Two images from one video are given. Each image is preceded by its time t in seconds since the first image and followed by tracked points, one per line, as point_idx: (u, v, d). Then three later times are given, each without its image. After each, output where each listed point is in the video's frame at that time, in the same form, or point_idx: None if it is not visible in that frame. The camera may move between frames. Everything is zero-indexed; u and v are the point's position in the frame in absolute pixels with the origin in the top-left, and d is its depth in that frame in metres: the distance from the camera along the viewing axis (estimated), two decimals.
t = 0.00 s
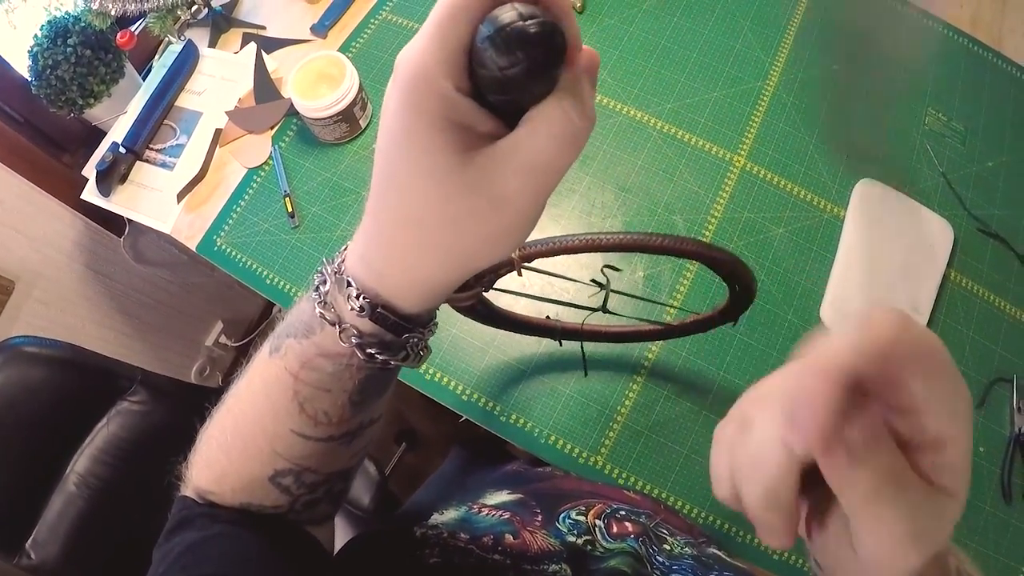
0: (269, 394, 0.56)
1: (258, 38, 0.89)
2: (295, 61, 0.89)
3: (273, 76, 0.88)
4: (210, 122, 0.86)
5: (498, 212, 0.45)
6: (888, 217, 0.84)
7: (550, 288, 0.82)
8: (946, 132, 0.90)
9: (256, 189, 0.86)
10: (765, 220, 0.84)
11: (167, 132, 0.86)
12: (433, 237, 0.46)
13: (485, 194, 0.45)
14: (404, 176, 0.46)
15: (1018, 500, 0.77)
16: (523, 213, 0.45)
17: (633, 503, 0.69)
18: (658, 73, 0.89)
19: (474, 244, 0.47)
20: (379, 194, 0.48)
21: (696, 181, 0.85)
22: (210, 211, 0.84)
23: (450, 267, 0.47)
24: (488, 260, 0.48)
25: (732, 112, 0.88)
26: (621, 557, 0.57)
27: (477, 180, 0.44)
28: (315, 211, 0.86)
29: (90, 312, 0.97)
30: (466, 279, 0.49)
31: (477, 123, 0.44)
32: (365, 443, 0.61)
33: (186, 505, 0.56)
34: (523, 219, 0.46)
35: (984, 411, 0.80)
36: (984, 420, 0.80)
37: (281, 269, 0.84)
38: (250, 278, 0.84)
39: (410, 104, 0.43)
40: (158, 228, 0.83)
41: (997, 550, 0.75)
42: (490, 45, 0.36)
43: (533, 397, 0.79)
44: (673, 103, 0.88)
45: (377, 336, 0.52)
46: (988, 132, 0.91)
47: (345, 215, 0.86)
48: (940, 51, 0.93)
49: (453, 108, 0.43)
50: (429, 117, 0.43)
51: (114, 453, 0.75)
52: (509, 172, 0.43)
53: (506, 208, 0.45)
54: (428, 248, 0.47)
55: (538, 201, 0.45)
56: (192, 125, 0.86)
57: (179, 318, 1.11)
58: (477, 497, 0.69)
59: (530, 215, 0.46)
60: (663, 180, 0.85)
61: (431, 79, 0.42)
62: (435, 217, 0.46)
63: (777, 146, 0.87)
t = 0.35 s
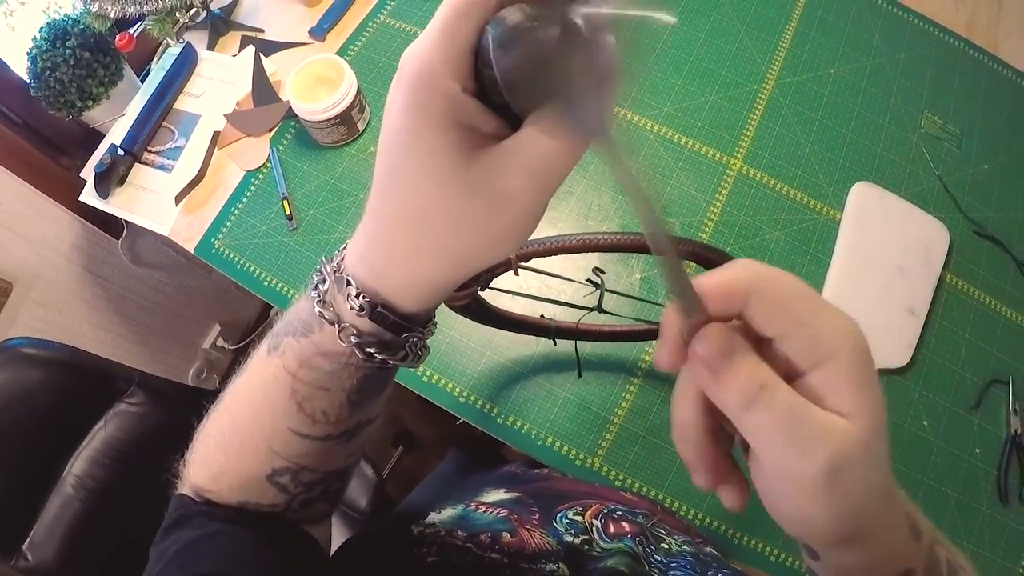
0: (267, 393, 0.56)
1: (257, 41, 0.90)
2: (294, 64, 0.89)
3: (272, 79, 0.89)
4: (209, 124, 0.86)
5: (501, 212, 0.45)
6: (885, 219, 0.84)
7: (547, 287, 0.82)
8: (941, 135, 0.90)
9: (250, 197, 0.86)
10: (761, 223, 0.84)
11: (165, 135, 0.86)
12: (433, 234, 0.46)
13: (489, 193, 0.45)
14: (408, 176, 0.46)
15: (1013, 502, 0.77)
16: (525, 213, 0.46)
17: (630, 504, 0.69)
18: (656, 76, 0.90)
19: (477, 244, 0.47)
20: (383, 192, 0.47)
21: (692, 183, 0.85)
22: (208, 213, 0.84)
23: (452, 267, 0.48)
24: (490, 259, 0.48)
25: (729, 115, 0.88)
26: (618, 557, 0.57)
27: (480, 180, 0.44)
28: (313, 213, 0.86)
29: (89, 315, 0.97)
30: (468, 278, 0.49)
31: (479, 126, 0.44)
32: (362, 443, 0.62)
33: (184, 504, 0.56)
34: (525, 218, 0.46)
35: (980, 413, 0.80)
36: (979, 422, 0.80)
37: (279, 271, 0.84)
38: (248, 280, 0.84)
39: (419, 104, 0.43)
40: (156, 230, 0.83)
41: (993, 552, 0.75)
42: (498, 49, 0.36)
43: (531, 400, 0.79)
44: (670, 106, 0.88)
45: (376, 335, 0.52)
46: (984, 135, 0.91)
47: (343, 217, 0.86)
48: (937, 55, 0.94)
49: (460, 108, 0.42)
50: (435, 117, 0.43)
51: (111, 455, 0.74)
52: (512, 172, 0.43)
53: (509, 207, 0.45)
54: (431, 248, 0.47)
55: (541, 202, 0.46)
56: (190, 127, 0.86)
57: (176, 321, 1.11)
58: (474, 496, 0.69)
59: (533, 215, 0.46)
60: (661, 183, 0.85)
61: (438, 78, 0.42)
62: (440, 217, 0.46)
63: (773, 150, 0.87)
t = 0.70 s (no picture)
0: (264, 400, 0.56)
1: (254, 47, 0.90)
2: (291, 70, 0.90)
3: (269, 85, 0.89)
4: (206, 130, 0.86)
5: (493, 211, 0.44)
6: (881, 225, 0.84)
7: (550, 309, 0.81)
8: (937, 141, 0.91)
9: (248, 203, 0.86)
10: (757, 229, 0.84)
11: (162, 141, 0.86)
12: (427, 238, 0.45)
13: (480, 193, 0.44)
14: (399, 179, 0.45)
15: (1009, 507, 0.77)
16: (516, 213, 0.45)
17: (627, 509, 0.69)
18: (652, 83, 0.90)
19: (466, 246, 0.45)
20: (373, 197, 0.47)
21: (689, 189, 0.86)
22: (205, 220, 0.85)
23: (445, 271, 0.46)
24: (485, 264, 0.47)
25: (724, 122, 0.89)
26: (615, 562, 0.57)
27: (472, 179, 0.43)
28: (310, 219, 0.86)
29: (86, 321, 0.97)
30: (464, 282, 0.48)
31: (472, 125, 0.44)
32: (359, 450, 0.62)
33: (181, 509, 0.56)
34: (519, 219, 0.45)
35: (976, 419, 0.80)
36: (976, 428, 0.80)
37: (277, 277, 0.84)
38: (246, 286, 0.84)
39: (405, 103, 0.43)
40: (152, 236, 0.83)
41: (991, 557, 0.75)
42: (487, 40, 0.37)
43: (528, 406, 0.79)
44: (666, 112, 0.89)
45: (371, 341, 0.52)
46: (980, 141, 0.91)
47: (339, 223, 0.86)
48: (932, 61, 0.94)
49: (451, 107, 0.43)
50: (430, 118, 0.42)
51: (108, 461, 0.74)
52: (503, 168, 0.43)
53: (501, 207, 0.44)
54: (422, 250, 0.45)
55: (536, 203, 0.45)
56: (188, 133, 0.86)
57: (173, 327, 1.11)
58: (471, 501, 0.69)
59: (526, 216, 0.46)
60: (657, 189, 0.86)
61: (432, 76, 0.42)
62: (429, 219, 0.45)
63: (769, 156, 0.87)
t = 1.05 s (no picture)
0: (258, 409, 0.56)
1: (251, 51, 0.90)
2: (288, 74, 0.90)
3: (266, 89, 0.89)
4: (204, 133, 0.86)
5: (481, 218, 0.43)
6: (879, 229, 0.84)
7: (569, 347, 0.81)
8: (934, 144, 0.91)
9: (244, 207, 0.86)
10: (756, 232, 0.84)
11: (159, 144, 0.86)
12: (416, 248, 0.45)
13: (466, 198, 0.43)
14: (390, 187, 0.44)
15: (1007, 510, 0.77)
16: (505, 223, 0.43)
17: (624, 512, 0.69)
18: (649, 86, 0.90)
19: (454, 255, 0.45)
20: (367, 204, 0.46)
21: (687, 193, 0.86)
22: (202, 223, 0.84)
23: (433, 282, 0.46)
24: (475, 276, 0.46)
25: (721, 125, 0.89)
26: (614, 565, 0.57)
27: (458, 185, 0.42)
28: (306, 223, 0.86)
29: (83, 324, 0.97)
30: (456, 296, 0.47)
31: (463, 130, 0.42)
32: (356, 461, 0.61)
33: (179, 513, 0.56)
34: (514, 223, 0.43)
35: (974, 422, 0.80)
36: (974, 431, 0.80)
37: (274, 282, 0.84)
38: (243, 290, 0.84)
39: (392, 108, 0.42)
40: (149, 239, 0.83)
41: (990, 561, 0.75)
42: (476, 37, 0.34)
43: (526, 411, 0.79)
44: (664, 116, 0.89)
45: (360, 356, 0.52)
46: (977, 144, 0.92)
47: (336, 228, 0.86)
48: (930, 64, 0.94)
49: (445, 112, 0.40)
50: (419, 126, 0.41)
51: (106, 465, 0.73)
52: (487, 170, 0.41)
53: (489, 214, 0.43)
54: (413, 260, 0.45)
55: (526, 209, 0.43)
56: (185, 136, 0.86)
57: (170, 330, 1.11)
58: (469, 505, 0.69)
59: (520, 221, 0.44)
60: (654, 193, 0.86)
61: (420, 80, 0.39)
62: (416, 228, 0.44)
63: (766, 159, 0.87)
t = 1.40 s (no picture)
0: (255, 415, 0.56)
1: (249, 53, 0.90)
2: (287, 76, 0.90)
3: (265, 91, 0.89)
4: (202, 136, 0.86)
5: (468, 227, 0.43)
6: (878, 228, 0.84)
7: (573, 357, 0.81)
8: (934, 146, 0.91)
9: (243, 209, 0.86)
10: (756, 234, 0.84)
11: (158, 147, 0.86)
12: (404, 255, 0.45)
13: (453, 206, 0.42)
14: (377, 194, 0.44)
15: (1006, 512, 0.77)
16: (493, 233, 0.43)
17: (623, 515, 0.69)
18: (649, 88, 0.90)
19: (444, 264, 0.44)
20: (357, 216, 0.47)
21: (686, 195, 0.86)
22: (201, 226, 0.84)
23: (422, 290, 0.46)
24: (465, 285, 0.45)
25: (719, 127, 0.89)
26: (611, 568, 0.56)
27: (444, 193, 0.42)
28: (305, 225, 0.86)
29: (82, 327, 0.97)
30: (447, 304, 0.47)
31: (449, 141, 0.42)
32: (354, 467, 0.61)
33: (177, 518, 0.55)
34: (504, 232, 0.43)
35: (973, 425, 0.80)
36: (973, 433, 0.80)
37: (273, 284, 0.84)
38: (242, 293, 0.83)
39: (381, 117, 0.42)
40: (148, 242, 0.83)
41: (989, 564, 0.75)
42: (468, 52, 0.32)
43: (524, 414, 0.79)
44: (663, 118, 0.89)
45: (350, 362, 0.52)
46: (976, 145, 0.91)
47: (335, 230, 0.86)
48: (929, 66, 0.94)
49: (430, 120, 0.41)
50: (408, 133, 0.41)
51: (104, 467, 0.73)
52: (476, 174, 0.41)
53: (476, 223, 0.43)
54: (403, 268, 0.45)
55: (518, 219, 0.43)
56: (183, 139, 0.86)
57: (170, 332, 1.11)
58: (468, 508, 0.69)
59: (510, 229, 0.43)
60: (654, 195, 0.85)
61: (408, 90, 0.40)
62: (404, 238, 0.44)
63: (766, 162, 0.87)
